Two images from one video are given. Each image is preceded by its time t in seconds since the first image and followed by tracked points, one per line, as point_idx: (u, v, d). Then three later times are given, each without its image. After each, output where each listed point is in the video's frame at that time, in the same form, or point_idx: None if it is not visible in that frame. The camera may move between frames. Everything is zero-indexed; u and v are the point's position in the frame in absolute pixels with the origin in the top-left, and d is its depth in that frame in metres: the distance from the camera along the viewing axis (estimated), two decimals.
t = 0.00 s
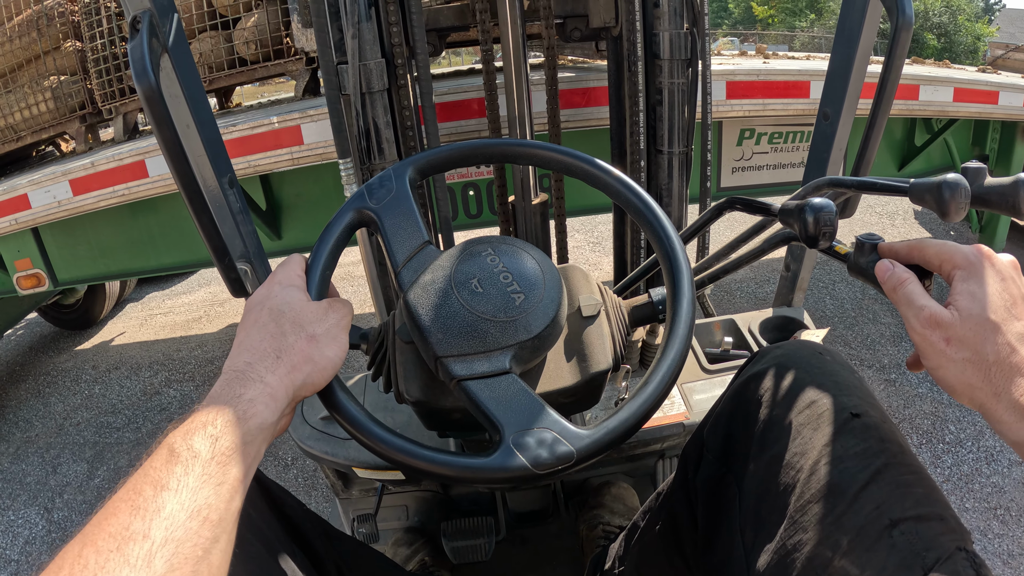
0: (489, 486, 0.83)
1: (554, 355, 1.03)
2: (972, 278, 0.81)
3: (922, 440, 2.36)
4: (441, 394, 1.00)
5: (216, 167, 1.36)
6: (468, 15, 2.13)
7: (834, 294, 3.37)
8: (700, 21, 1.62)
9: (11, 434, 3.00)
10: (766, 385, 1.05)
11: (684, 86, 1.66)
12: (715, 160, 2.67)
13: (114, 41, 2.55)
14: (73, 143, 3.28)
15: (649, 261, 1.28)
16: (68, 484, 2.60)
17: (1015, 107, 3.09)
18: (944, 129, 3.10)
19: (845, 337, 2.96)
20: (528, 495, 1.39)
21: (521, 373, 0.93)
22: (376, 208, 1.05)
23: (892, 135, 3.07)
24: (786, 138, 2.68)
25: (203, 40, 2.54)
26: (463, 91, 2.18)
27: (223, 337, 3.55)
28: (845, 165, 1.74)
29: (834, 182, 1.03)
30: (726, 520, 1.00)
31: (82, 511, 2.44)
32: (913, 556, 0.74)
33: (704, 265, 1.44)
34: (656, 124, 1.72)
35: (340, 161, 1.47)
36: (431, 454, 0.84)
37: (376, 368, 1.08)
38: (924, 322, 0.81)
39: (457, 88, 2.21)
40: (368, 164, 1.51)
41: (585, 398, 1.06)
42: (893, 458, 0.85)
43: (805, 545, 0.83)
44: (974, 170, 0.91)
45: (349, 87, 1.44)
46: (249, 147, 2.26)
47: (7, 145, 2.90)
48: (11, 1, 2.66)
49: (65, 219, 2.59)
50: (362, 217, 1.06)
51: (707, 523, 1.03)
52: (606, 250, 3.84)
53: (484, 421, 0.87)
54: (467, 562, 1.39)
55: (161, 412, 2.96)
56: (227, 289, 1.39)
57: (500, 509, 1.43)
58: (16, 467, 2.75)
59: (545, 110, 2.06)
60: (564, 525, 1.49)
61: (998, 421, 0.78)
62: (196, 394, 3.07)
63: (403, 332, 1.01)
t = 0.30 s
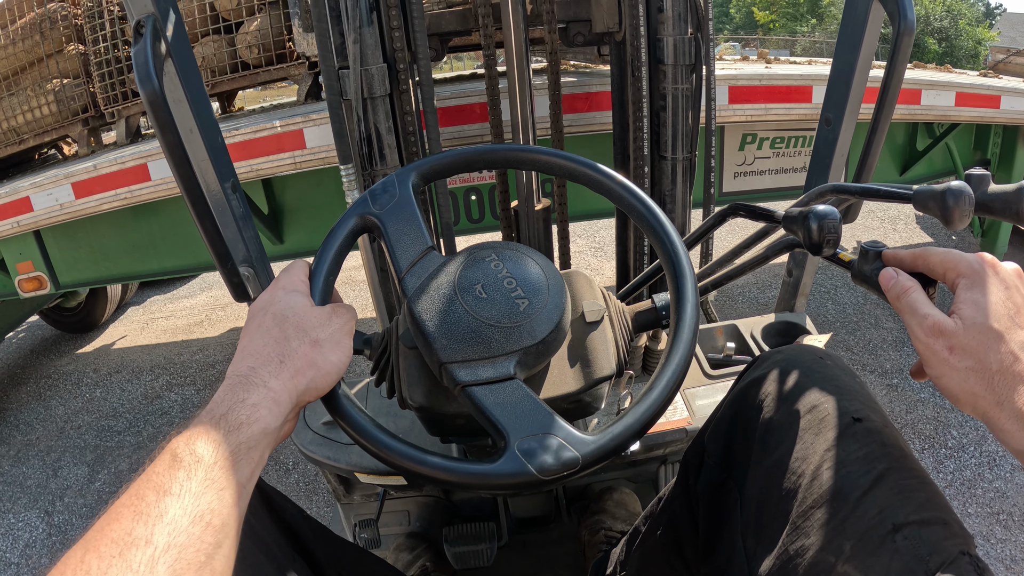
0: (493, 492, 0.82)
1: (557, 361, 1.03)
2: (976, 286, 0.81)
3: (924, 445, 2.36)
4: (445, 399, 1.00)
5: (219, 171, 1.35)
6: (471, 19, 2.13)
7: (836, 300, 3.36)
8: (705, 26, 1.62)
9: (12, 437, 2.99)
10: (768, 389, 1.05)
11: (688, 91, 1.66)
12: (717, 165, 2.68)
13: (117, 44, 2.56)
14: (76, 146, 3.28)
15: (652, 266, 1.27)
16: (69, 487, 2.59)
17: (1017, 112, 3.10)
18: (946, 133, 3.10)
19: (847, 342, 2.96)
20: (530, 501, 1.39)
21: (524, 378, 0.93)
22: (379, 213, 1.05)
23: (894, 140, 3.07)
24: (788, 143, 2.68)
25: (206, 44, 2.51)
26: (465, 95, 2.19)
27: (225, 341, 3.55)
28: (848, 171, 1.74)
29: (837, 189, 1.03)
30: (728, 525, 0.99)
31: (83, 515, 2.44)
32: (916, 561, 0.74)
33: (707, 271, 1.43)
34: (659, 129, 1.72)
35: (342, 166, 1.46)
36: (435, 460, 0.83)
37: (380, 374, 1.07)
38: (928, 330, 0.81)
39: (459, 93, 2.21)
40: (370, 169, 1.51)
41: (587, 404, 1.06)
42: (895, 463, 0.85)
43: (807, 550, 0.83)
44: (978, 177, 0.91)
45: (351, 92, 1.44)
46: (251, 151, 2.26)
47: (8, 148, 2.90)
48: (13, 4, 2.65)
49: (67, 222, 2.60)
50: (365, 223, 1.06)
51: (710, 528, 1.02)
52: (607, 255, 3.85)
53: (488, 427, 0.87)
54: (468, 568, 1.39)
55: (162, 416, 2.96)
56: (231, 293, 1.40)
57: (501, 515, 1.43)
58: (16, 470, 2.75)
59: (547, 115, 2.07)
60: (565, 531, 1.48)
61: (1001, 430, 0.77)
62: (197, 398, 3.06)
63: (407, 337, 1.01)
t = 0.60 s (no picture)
0: (493, 494, 0.82)
1: (556, 364, 1.03)
2: (975, 290, 0.81)
3: (926, 449, 2.36)
4: (444, 402, 1.00)
5: (221, 174, 1.35)
6: (472, 22, 2.13)
7: (837, 304, 3.36)
8: (707, 31, 1.62)
9: (13, 439, 3.00)
10: (768, 392, 1.05)
11: (690, 95, 1.66)
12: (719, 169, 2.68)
13: (119, 46, 2.57)
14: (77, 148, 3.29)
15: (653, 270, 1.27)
16: (69, 489, 2.59)
17: (1017, 115, 3.10)
18: (947, 137, 3.10)
19: (848, 346, 2.96)
20: (530, 504, 1.38)
21: (524, 381, 0.93)
22: (379, 217, 1.05)
23: (895, 143, 3.07)
24: (789, 146, 2.68)
25: (206, 46, 2.51)
26: (466, 98, 2.19)
27: (226, 344, 3.55)
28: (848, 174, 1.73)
29: (838, 193, 1.03)
30: (728, 528, 0.99)
31: (83, 517, 2.44)
32: (916, 564, 0.74)
33: (708, 275, 1.43)
34: (661, 133, 1.72)
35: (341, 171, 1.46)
36: (435, 462, 0.83)
37: (379, 377, 1.07)
38: (927, 334, 0.81)
39: (461, 96, 2.22)
40: (370, 173, 1.51)
41: (587, 407, 1.06)
42: (895, 466, 0.85)
43: (807, 553, 0.82)
44: (978, 180, 0.91)
45: (351, 95, 1.44)
46: (252, 153, 2.26)
47: (10, 149, 2.89)
48: (14, 5, 2.66)
49: (68, 224, 2.60)
50: (364, 226, 1.06)
51: (710, 532, 1.02)
52: (609, 259, 3.85)
53: (489, 429, 0.87)
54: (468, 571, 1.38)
55: (163, 419, 2.96)
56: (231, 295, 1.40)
57: (501, 518, 1.43)
58: (17, 472, 2.75)
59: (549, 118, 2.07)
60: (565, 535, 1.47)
61: (1000, 434, 0.77)
62: (198, 401, 3.06)
63: (406, 339, 1.01)
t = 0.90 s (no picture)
0: (494, 494, 0.82)
1: (557, 366, 1.04)
2: (974, 293, 0.81)
3: (927, 453, 2.35)
4: (445, 403, 1.00)
5: (224, 177, 1.35)
6: (473, 26, 2.14)
7: (838, 308, 3.36)
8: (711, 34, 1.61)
9: (14, 441, 3.00)
10: (768, 395, 1.05)
11: (693, 100, 1.67)
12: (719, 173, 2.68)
13: (121, 49, 2.57)
14: (79, 150, 3.30)
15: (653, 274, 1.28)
16: (70, 491, 2.59)
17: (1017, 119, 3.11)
18: (948, 140, 3.10)
19: (849, 350, 2.96)
20: (531, 508, 1.38)
21: (525, 382, 0.93)
22: (380, 220, 1.06)
23: (895, 146, 3.07)
24: (790, 150, 2.69)
25: (210, 50, 2.55)
26: (467, 102, 2.20)
27: (227, 348, 3.55)
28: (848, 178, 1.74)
29: (837, 196, 1.03)
30: (727, 529, 0.99)
31: (83, 519, 2.44)
32: (916, 565, 0.74)
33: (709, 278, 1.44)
34: (663, 137, 1.72)
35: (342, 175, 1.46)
36: (436, 462, 0.83)
37: (381, 379, 1.08)
38: (927, 337, 0.81)
39: (462, 99, 2.22)
40: (371, 178, 1.52)
41: (587, 410, 1.06)
42: (894, 467, 0.85)
43: (807, 555, 0.83)
44: (978, 184, 0.91)
45: (352, 99, 1.45)
46: (254, 156, 2.27)
47: (13, 151, 2.91)
48: (19, 8, 2.69)
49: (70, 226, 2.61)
50: (366, 230, 1.06)
51: (710, 534, 1.03)
52: (610, 263, 3.85)
53: (490, 431, 0.87)
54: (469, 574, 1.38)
55: (164, 421, 2.96)
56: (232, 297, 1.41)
57: (502, 521, 1.43)
58: (18, 474, 2.75)
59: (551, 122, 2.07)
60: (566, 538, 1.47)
61: (1000, 437, 0.78)
62: (199, 404, 3.07)
63: (408, 341, 1.02)
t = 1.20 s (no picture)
0: (496, 499, 0.82)
1: (559, 370, 1.03)
2: (979, 294, 0.80)
3: (930, 457, 2.34)
4: (447, 407, 1.00)
5: (225, 179, 1.34)
6: (475, 29, 2.14)
7: (841, 312, 3.35)
8: (717, 37, 1.63)
9: (13, 443, 2.99)
10: (771, 399, 1.04)
11: (698, 104, 1.66)
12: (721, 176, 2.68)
13: (123, 52, 2.58)
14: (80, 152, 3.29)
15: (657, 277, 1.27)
16: (70, 493, 2.59)
17: (1018, 122, 3.10)
18: (950, 144, 3.10)
19: (852, 354, 2.95)
20: (532, 512, 1.37)
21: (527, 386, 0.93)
22: (381, 223, 1.05)
23: (897, 150, 3.07)
24: (792, 154, 2.68)
25: (211, 53, 2.58)
26: (469, 106, 2.20)
27: (228, 351, 3.55)
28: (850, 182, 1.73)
29: (841, 199, 1.02)
30: (731, 534, 0.99)
31: (83, 521, 2.43)
32: (923, 570, 0.73)
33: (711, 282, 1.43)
34: (667, 141, 1.72)
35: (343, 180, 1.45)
36: (438, 467, 0.83)
37: (382, 382, 1.07)
38: (930, 338, 0.80)
39: (464, 104, 2.23)
40: (372, 182, 1.51)
41: (589, 414, 1.05)
42: (900, 472, 0.84)
43: (811, 560, 0.82)
44: (982, 186, 0.90)
45: (352, 102, 1.44)
46: (255, 159, 2.27)
47: (14, 154, 2.91)
48: (21, 10, 2.69)
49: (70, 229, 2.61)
50: (367, 233, 1.06)
51: (713, 539, 1.02)
52: (612, 267, 3.84)
53: (492, 435, 0.86)
54: None
55: (164, 424, 2.96)
56: (233, 301, 1.40)
57: (503, 526, 1.42)
58: (17, 476, 2.75)
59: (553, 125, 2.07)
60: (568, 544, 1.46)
61: (1003, 439, 0.77)
62: (200, 407, 3.06)
63: (409, 345, 1.01)
